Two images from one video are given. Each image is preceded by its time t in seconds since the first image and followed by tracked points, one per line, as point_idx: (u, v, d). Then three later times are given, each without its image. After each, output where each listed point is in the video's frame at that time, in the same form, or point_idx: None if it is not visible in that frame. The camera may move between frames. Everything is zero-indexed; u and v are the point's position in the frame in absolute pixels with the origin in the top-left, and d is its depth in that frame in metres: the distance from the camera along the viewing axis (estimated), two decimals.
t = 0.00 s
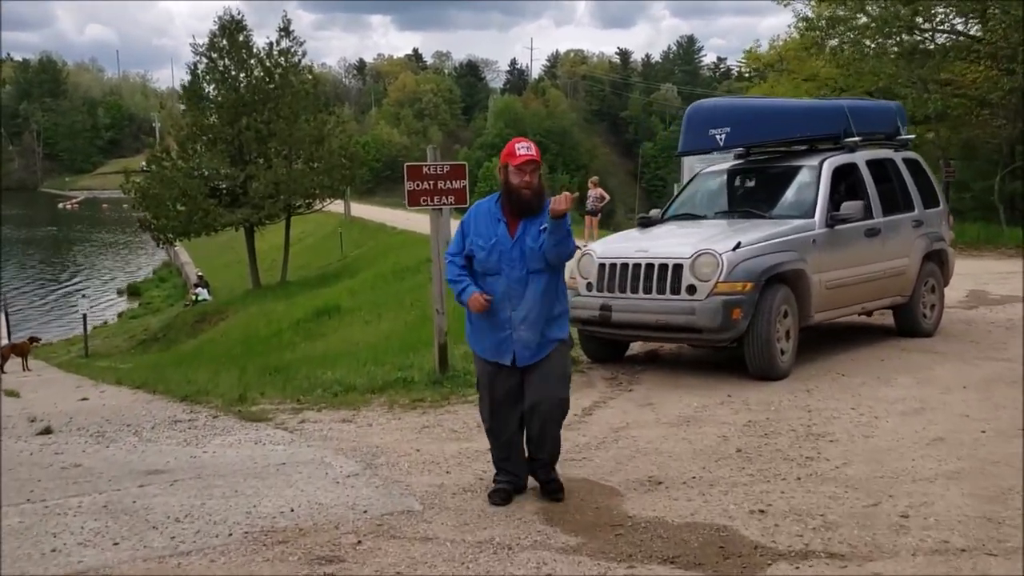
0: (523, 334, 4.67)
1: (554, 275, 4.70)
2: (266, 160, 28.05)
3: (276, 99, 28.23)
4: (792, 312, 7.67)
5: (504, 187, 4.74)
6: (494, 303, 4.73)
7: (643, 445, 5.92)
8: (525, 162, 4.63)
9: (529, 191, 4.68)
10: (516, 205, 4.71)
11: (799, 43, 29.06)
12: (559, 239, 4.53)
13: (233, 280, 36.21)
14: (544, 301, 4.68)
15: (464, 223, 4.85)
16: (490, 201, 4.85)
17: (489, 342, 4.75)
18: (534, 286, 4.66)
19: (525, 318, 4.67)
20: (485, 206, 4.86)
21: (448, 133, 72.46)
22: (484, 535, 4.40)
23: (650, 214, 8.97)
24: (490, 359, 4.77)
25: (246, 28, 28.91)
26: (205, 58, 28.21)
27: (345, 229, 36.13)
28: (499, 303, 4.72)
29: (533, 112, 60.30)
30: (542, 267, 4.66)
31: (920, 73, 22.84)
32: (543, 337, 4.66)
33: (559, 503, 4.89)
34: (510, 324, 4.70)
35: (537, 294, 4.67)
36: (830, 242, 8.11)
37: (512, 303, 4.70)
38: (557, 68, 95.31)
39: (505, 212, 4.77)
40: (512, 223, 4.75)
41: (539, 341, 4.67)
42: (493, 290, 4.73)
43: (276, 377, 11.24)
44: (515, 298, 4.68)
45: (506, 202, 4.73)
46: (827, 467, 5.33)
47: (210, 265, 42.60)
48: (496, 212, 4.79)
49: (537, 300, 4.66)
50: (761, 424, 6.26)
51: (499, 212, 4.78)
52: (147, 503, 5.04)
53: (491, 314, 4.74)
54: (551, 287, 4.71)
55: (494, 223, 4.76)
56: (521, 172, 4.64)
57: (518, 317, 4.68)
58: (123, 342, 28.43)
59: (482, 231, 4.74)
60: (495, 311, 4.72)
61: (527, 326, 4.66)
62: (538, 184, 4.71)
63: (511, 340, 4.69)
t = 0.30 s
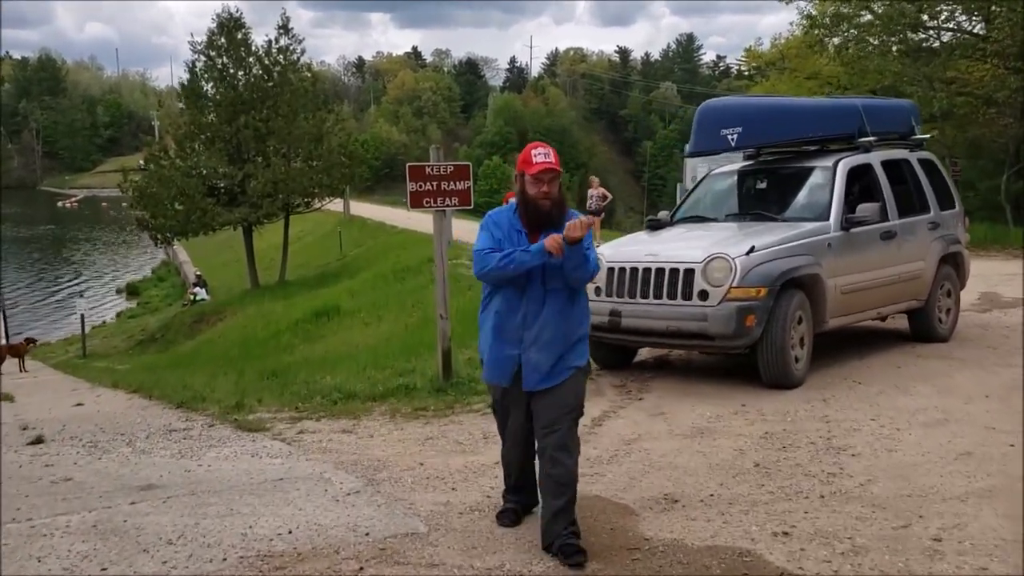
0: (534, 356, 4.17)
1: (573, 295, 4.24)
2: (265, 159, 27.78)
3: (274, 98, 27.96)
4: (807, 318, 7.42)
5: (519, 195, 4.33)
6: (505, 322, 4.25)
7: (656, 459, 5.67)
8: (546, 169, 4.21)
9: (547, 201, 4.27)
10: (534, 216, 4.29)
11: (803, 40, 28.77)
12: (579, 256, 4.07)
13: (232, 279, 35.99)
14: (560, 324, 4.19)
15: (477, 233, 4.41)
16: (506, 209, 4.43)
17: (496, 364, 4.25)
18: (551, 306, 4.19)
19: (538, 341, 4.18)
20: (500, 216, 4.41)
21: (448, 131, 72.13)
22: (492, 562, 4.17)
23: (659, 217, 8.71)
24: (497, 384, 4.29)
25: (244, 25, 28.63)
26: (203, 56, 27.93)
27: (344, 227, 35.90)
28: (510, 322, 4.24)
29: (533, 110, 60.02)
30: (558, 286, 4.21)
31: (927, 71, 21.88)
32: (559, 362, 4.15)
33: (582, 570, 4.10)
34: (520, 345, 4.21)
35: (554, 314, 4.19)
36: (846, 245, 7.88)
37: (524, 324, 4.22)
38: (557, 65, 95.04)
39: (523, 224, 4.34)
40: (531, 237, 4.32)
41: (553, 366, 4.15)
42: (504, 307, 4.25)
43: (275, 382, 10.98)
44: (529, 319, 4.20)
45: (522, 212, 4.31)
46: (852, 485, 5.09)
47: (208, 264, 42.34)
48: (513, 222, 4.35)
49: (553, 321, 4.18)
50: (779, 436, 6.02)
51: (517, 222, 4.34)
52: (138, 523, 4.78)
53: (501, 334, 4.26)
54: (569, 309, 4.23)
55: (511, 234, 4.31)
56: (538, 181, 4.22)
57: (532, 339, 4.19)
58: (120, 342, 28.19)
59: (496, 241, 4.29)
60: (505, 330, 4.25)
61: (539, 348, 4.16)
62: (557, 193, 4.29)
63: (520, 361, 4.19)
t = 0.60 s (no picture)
0: (554, 371, 3.84)
1: (594, 304, 3.90)
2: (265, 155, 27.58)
3: (274, 94, 27.78)
4: (817, 320, 7.19)
5: (535, 187, 3.92)
6: (521, 329, 3.89)
7: (660, 467, 5.46)
8: (567, 161, 3.81)
9: (568, 196, 3.86)
10: (554, 212, 3.90)
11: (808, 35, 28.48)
12: (602, 266, 3.70)
13: (233, 276, 35.82)
14: (581, 334, 3.87)
15: (490, 226, 4.03)
16: (523, 201, 4.03)
17: (510, 377, 3.89)
18: (572, 315, 3.86)
19: (557, 354, 3.84)
20: (514, 209, 4.00)
21: (451, 129, 72.08)
22: None
23: (662, 215, 8.49)
24: (508, 398, 3.92)
25: (244, 21, 28.45)
26: (203, 51, 27.73)
27: (346, 224, 35.75)
28: (526, 332, 3.88)
29: (536, 108, 59.89)
30: (579, 293, 3.87)
31: (934, 66, 21.68)
32: (581, 378, 3.84)
33: None
34: (538, 358, 3.86)
35: (574, 325, 3.86)
36: (857, 244, 7.64)
37: (543, 333, 3.86)
38: (560, 61, 94.79)
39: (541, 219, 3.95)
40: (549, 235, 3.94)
41: (575, 382, 3.85)
42: (520, 314, 3.90)
43: (271, 383, 10.78)
44: (548, 328, 3.85)
45: (539, 207, 3.92)
46: (864, 496, 4.88)
47: (210, 261, 42.17)
48: (530, 217, 3.96)
49: (574, 332, 3.85)
50: (788, 443, 5.79)
51: (535, 217, 3.95)
52: (118, 535, 4.56)
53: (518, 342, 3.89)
54: (591, 318, 3.90)
55: (529, 231, 3.93)
56: (557, 173, 3.82)
57: (551, 352, 3.85)
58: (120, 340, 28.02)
59: (511, 240, 3.91)
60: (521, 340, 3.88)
61: (559, 360, 3.84)
62: (579, 186, 3.89)
63: (538, 378, 3.85)
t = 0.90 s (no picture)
0: (548, 396, 3.38)
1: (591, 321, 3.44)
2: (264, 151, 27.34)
3: (273, 89, 27.54)
4: (820, 321, 6.97)
5: (523, 188, 3.52)
6: (508, 348, 3.42)
7: (656, 476, 5.26)
8: (553, 156, 3.42)
9: (556, 197, 3.46)
10: (544, 217, 3.49)
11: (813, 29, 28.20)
12: (594, 280, 3.28)
13: (233, 273, 35.69)
14: (576, 353, 3.42)
15: (474, 232, 3.61)
16: (510, 202, 3.62)
17: (498, 402, 3.42)
18: (565, 333, 3.40)
19: (550, 376, 3.39)
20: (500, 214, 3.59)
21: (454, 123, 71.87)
22: None
23: (662, 212, 8.25)
24: (497, 426, 3.43)
25: (243, 15, 28.19)
26: (202, 46, 27.47)
27: (346, 220, 35.59)
28: (514, 351, 3.41)
29: (539, 102, 59.64)
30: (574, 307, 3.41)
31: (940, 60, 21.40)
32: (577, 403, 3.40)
33: None
34: (530, 381, 3.39)
35: (568, 345, 3.40)
36: (861, 242, 7.42)
37: (533, 354, 3.39)
38: (563, 56, 94.49)
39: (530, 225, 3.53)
40: (538, 242, 3.52)
41: (570, 407, 3.41)
42: (506, 331, 3.43)
43: (262, 383, 10.58)
44: (538, 349, 3.39)
45: (527, 210, 3.50)
46: (870, 508, 4.66)
47: (211, 256, 42.05)
48: (518, 222, 3.54)
49: (567, 352, 3.40)
50: (790, 450, 5.56)
51: (523, 222, 3.53)
52: (86, 551, 4.36)
53: (504, 364, 3.43)
54: (588, 336, 3.44)
55: (516, 239, 3.51)
56: (541, 171, 3.43)
57: (542, 375, 3.38)
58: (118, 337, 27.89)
59: (497, 249, 3.50)
60: (507, 360, 3.41)
61: (553, 383, 3.38)
62: (569, 186, 3.47)
63: (529, 402, 3.38)
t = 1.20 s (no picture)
0: (538, 416, 3.16)
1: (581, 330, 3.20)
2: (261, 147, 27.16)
3: (270, 85, 27.35)
4: (822, 321, 6.83)
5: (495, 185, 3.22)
6: (491, 368, 3.17)
7: (655, 481, 5.12)
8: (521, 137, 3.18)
9: (526, 189, 3.18)
10: (518, 218, 3.17)
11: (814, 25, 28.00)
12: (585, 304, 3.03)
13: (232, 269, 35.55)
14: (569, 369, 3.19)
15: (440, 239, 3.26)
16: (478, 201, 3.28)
17: (484, 426, 3.20)
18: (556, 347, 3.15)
19: (542, 396, 3.16)
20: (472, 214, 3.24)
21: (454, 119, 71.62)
22: None
23: (661, 209, 8.12)
24: (489, 454, 3.20)
25: (241, 10, 27.99)
26: (199, 41, 27.26)
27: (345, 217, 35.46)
28: (499, 371, 3.16)
29: (539, 98, 59.44)
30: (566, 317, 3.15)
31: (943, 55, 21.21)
32: (569, 422, 3.18)
33: None
34: (517, 401, 3.17)
35: (559, 358, 3.16)
36: (864, 240, 7.27)
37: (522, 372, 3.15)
38: (563, 52, 94.28)
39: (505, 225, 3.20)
40: (516, 247, 3.20)
41: (563, 425, 3.19)
42: (487, 351, 3.17)
43: (257, 383, 10.44)
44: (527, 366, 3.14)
45: (502, 211, 3.18)
46: (875, 516, 4.51)
47: (210, 253, 41.92)
48: (490, 226, 3.20)
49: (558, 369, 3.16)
50: (792, 455, 5.41)
51: (495, 226, 3.19)
52: (64, 561, 4.22)
53: (490, 384, 3.18)
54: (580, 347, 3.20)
55: (488, 247, 3.18)
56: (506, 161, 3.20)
57: (532, 395, 3.16)
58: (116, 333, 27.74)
59: (469, 259, 3.18)
60: (493, 381, 3.18)
61: (543, 404, 3.16)
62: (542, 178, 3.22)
63: (519, 427, 3.16)
